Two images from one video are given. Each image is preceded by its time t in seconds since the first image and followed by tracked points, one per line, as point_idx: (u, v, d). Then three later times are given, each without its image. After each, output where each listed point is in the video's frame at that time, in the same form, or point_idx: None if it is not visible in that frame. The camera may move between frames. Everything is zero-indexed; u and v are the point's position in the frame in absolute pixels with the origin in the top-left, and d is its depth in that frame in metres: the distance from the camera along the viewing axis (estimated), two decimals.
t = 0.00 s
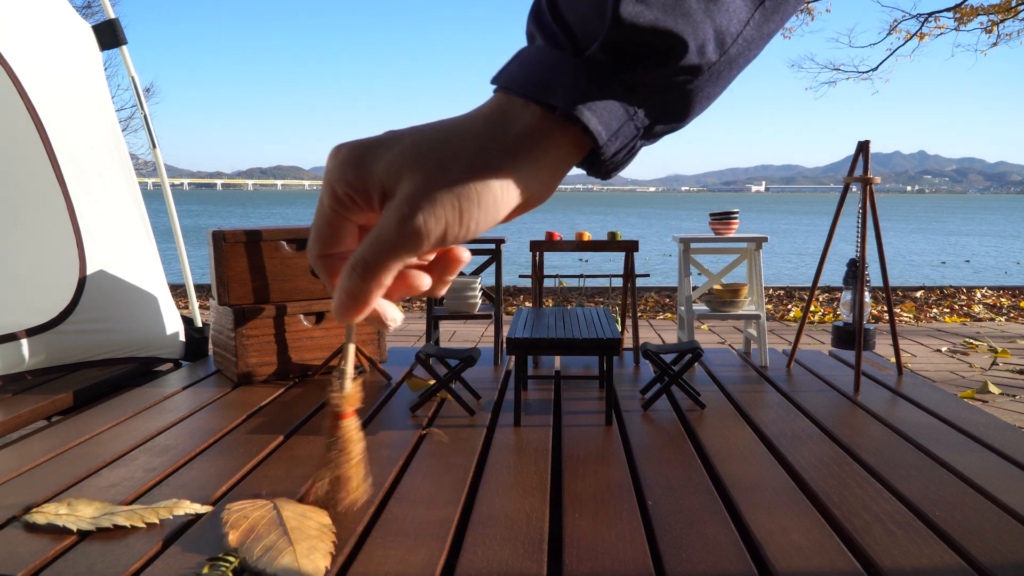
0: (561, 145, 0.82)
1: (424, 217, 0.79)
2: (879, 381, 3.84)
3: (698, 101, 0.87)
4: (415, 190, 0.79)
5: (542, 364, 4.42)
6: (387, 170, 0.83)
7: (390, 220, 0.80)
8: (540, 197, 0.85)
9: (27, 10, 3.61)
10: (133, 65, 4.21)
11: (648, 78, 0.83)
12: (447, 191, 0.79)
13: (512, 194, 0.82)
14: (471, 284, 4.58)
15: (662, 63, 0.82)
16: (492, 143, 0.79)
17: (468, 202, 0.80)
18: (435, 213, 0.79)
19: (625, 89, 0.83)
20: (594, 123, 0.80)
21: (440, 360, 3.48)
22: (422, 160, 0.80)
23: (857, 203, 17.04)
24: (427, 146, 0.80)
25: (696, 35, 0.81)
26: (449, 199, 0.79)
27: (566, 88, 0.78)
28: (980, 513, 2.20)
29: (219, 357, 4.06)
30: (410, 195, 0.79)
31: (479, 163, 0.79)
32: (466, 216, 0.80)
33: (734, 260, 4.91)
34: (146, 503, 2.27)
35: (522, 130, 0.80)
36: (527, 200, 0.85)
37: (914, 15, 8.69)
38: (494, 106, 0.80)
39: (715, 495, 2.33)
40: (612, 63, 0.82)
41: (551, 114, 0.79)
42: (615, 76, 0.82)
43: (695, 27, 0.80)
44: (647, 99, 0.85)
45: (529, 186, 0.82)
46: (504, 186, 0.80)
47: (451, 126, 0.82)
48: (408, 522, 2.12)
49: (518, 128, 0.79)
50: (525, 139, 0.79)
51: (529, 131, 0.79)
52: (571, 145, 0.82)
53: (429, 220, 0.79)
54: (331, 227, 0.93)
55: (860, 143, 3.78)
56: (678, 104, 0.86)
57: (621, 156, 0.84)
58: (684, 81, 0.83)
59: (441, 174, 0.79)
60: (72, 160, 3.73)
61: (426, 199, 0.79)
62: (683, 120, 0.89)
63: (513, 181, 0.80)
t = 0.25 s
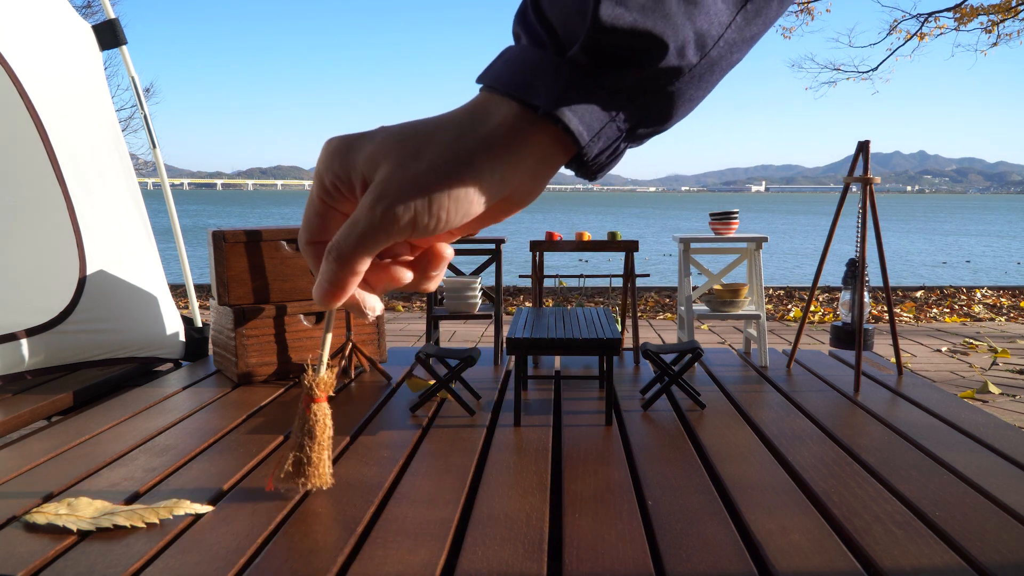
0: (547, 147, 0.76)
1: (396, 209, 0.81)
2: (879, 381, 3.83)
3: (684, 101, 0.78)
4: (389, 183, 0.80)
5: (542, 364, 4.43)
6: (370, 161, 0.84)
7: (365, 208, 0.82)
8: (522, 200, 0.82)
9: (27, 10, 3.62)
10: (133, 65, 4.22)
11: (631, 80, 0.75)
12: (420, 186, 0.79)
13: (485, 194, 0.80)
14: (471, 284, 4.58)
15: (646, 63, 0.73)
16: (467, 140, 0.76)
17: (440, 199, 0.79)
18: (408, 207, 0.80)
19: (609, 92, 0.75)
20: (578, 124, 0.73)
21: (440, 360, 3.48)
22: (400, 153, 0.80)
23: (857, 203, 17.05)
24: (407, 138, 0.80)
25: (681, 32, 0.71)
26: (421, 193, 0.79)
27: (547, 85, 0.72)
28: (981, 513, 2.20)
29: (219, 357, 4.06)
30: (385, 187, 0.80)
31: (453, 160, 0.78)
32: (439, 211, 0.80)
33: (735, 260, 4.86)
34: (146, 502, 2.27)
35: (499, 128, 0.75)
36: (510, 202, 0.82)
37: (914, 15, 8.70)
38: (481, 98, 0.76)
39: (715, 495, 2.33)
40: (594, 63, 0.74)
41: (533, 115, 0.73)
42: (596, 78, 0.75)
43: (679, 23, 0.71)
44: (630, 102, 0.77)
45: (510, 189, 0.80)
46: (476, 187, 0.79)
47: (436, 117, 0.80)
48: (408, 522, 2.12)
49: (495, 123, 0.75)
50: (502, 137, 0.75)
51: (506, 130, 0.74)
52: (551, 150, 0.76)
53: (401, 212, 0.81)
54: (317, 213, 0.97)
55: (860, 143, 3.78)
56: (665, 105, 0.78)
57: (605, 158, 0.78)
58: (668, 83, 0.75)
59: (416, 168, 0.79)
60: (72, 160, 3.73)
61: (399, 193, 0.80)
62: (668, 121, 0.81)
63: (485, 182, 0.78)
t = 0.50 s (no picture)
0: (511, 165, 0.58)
1: (339, 250, 0.58)
2: (879, 381, 3.83)
3: (626, 125, 0.65)
4: (326, 221, 0.57)
5: (542, 364, 4.43)
6: (310, 179, 0.60)
7: (303, 248, 0.59)
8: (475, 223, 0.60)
9: (27, 10, 3.62)
10: (133, 66, 4.22)
11: (576, 104, 0.60)
12: (366, 225, 0.56)
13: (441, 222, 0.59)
14: (471, 284, 4.58)
15: (586, 89, 0.59)
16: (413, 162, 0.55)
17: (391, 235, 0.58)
18: (351, 248, 0.58)
19: (551, 116, 0.60)
20: (526, 151, 0.58)
21: (440, 360, 3.48)
22: (341, 172, 0.57)
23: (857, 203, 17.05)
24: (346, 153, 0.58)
25: (623, 58, 0.58)
26: (363, 230, 0.57)
27: (493, 108, 0.55)
28: (981, 513, 2.20)
29: (219, 357, 4.06)
30: (320, 224, 0.58)
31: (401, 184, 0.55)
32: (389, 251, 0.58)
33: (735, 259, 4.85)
34: (146, 502, 2.27)
35: (449, 150, 0.55)
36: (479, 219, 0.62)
37: (914, 15, 8.70)
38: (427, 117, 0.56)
39: (715, 495, 2.32)
40: (535, 86, 0.58)
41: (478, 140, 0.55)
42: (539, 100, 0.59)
43: (621, 49, 0.58)
44: (572, 128, 0.63)
45: (466, 211, 0.58)
46: (430, 219, 0.58)
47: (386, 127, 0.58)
48: (407, 522, 2.12)
49: (441, 149, 0.55)
50: (458, 160, 0.55)
51: (460, 150, 0.54)
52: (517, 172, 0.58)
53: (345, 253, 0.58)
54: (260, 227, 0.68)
55: (861, 143, 3.78)
56: (608, 127, 0.64)
57: (551, 180, 0.64)
58: (609, 107, 0.62)
59: (358, 198, 0.56)
60: (72, 160, 3.73)
61: (340, 229, 0.57)
62: (612, 138, 0.68)
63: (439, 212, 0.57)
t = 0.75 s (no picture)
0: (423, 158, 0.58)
1: (259, 255, 0.56)
2: (879, 381, 3.83)
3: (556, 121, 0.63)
4: (244, 225, 0.55)
5: (542, 364, 4.43)
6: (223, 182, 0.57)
7: (219, 254, 0.56)
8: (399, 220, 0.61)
9: (27, 10, 3.62)
10: (133, 66, 4.22)
11: (495, 96, 0.59)
12: (287, 221, 0.55)
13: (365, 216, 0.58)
14: (471, 284, 4.58)
15: (509, 80, 0.59)
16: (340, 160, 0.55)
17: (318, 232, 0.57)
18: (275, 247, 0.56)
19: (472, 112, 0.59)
20: (446, 145, 0.57)
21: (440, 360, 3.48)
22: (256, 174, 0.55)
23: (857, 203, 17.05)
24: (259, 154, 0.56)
25: (544, 48, 0.57)
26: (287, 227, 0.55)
27: (408, 105, 0.55)
28: (981, 513, 2.20)
29: (219, 357, 4.06)
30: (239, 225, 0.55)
31: (323, 181, 0.55)
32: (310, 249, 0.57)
33: (734, 260, 4.88)
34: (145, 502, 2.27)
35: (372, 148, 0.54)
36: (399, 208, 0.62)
37: (913, 15, 8.69)
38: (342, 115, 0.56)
39: (715, 496, 2.32)
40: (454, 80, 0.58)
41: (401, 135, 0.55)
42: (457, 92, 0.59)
43: (544, 39, 0.57)
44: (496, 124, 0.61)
45: (382, 208, 0.59)
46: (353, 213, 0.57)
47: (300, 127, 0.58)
48: (408, 522, 2.12)
49: (364, 145, 0.54)
50: (383, 152, 0.55)
51: (387, 142, 0.55)
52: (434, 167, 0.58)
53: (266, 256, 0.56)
54: (167, 230, 0.63)
55: (861, 143, 3.78)
56: (535, 121, 0.62)
57: (477, 173, 0.61)
58: (539, 100, 0.60)
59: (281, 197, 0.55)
60: (72, 160, 3.73)
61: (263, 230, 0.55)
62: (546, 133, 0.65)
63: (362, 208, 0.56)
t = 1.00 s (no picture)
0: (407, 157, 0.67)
1: (238, 220, 0.62)
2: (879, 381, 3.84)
3: (544, 107, 0.72)
4: (228, 188, 0.62)
5: (542, 364, 4.43)
6: (210, 161, 0.66)
7: (207, 215, 0.62)
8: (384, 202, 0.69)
9: (27, 10, 3.62)
10: (133, 66, 4.21)
11: (486, 80, 0.68)
12: (275, 181, 0.63)
13: (346, 196, 0.66)
14: (471, 284, 4.58)
15: (502, 65, 0.68)
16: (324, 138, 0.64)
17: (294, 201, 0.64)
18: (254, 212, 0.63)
19: (463, 94, 0.68)
20: (438, 124, 0.65)
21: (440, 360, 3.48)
22: (240, 149, 0.64)
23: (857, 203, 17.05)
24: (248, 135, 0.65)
25: (539, 32, 0.66)
26: (266, 193, 0.62)
27: (403, 83, 0.64)
28: (981, 513, 2.20)
29: (219, 357, 4.06)
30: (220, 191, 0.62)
31: (305, 156, 0.63)
32: (288, 216, 0.64)
33: (734, 260, 4.86)
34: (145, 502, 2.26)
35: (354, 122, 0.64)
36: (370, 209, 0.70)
37: (914, 15, 8.68)
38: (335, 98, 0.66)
39: (716, 496, 2.32)
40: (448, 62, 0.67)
41: (389, 115, 0.64)
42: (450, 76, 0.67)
43: (539, 25, 0.66)
44: (485, 106, 0.69)
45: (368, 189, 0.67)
46: (328, 189, 0.65)
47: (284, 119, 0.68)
48: (408, 522, 2.12)
49: (348, 120, 0.64)
50: (359, 131, 0.64)
51: (364, 122, 0.64)
52: (416, 152, 0.66)
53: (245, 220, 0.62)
54: (147, 221, 0.72)
55: (861, 143, 3.78)
56: (525, 106, 0.71)
57: (471, 161, 0.70)
58: (530, 85, 0.69)
59: (260, 165, 0.63)
60: (72, 160, 3.73)
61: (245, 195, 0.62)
62: (536, 125, 0.74)
63: (345, 183, 0.65)
